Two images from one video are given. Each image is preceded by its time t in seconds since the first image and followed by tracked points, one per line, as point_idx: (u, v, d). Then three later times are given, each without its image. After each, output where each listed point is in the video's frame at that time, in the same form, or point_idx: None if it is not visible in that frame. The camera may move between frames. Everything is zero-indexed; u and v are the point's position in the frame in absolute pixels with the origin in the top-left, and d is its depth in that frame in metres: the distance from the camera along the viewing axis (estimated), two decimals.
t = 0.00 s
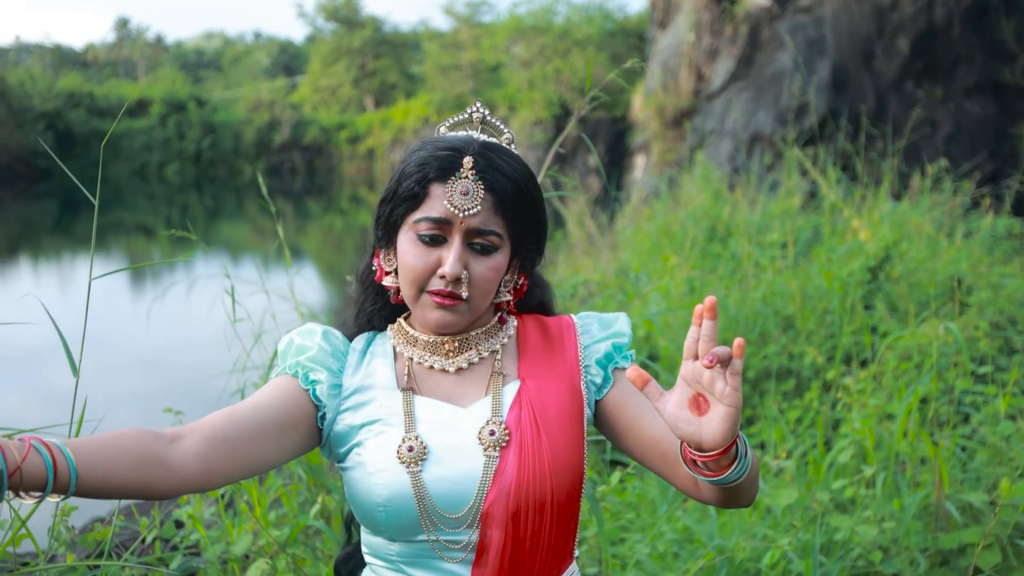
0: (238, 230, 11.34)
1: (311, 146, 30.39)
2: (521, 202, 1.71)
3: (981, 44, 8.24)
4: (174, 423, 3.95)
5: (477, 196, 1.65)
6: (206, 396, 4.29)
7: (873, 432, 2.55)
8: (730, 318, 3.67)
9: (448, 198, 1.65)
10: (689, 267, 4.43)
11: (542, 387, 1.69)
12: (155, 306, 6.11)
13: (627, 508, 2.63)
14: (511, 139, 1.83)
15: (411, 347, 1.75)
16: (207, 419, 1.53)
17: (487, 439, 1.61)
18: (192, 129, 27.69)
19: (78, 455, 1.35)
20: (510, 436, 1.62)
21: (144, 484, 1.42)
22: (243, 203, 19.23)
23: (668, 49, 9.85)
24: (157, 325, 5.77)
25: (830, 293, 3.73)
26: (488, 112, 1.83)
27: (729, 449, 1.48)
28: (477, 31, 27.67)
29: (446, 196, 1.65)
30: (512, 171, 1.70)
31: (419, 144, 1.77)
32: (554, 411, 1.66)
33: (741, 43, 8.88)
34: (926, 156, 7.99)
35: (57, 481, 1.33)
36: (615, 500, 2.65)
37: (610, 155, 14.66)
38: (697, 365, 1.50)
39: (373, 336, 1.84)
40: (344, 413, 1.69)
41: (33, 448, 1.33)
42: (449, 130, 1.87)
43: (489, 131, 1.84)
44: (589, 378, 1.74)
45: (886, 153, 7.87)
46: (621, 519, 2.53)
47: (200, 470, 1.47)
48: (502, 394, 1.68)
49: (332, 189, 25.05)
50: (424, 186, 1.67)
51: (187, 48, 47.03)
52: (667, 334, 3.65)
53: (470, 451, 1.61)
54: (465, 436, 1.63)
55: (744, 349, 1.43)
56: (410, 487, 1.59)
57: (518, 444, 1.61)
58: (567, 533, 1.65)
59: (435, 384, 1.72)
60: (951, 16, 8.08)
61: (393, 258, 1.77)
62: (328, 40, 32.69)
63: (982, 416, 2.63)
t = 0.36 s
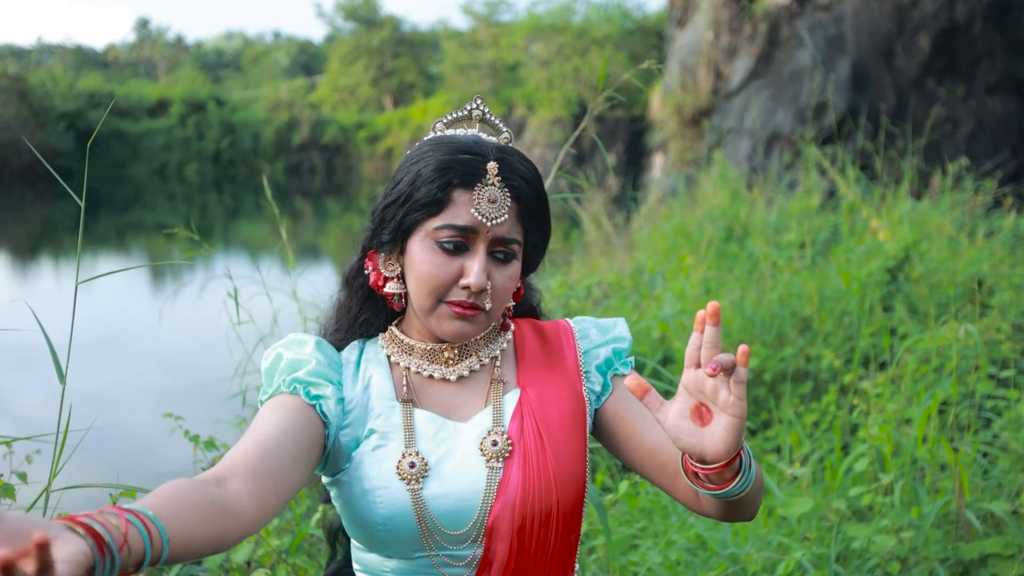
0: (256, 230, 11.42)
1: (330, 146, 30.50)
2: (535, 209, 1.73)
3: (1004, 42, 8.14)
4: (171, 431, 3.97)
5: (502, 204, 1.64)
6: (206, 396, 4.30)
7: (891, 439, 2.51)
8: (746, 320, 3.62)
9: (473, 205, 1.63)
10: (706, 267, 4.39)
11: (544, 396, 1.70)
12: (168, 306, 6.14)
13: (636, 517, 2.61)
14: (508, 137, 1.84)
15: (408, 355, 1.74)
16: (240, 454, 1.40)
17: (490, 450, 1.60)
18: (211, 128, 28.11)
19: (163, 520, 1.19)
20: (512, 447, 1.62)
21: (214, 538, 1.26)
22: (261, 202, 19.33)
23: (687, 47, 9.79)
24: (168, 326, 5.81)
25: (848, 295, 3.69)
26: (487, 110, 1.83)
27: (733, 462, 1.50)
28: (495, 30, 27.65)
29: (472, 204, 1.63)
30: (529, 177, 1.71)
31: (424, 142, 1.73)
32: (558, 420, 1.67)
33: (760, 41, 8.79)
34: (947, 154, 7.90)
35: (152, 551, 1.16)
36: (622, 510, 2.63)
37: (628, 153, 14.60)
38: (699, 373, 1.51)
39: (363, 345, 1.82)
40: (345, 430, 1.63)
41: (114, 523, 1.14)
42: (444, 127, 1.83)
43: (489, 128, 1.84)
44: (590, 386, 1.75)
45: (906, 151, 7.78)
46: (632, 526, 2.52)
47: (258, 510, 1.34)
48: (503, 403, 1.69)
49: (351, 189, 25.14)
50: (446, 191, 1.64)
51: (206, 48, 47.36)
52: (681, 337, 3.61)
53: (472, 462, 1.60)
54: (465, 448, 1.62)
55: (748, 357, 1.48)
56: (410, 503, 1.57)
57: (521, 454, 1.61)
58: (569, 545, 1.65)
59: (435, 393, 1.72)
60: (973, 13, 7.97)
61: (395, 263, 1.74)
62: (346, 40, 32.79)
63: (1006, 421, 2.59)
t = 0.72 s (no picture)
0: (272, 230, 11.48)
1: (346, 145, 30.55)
2: (543, 210, 1.74)
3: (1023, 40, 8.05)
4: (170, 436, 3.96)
5: (519, 207, 1.63)
6: (205, 399, 4.27)
7: (907, 444, 2.47)
8: (761, 320, 3.58)
9: (492, 209, 1.60)
10: (721, 267, 4.35)
11: (548, 403, 1.69)
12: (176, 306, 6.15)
13: (644, 527, 2.57)
14: (504, 132, 1.84)
15: (404, 366, 1.71)
16: (299, 478, 1.38)
17: (494, 462, 1.59)
18: (227, 128, 28.46)
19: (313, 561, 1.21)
20: (518, 457, 1.60)
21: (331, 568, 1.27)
22: (277, 202, 19.42)
23: (703, 46, 9.74)
24: (178, 326, 5.82)
25: (863, 296, 3.64)
26: (482, 104, 1.83)
27: (745, 464, 1.48)
28: (511, 30, 27.59)
29: (491, 208, 1.61)
30: (539, 176, 1.71)
31: (424, 141, 1.67)
32: (562, 428, 1.66)
33: (777, 40, 8.70)
34: (966, 154, 7.82)
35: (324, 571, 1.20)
36: (630, 518, 2.60)
37: (644, 153, 14.55)
38: (712, 371, 1.49)
39: (356, 349, 1.78)
40: (351, 442, 1.58)
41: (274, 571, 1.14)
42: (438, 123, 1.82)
43: (484, 124, 1.84)
44: (589, 391, 1.75)
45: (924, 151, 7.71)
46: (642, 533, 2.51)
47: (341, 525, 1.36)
48: (505, 412, 1.68)
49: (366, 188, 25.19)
50: (463, 193, 1.60)
51: (224, 48, 47.71)
52: (695, 338, 3.57)
53: (478, 474, 1.59)
54: (470, 460, 1.60)
55: (761, 354, 1.45)
56: (416, 518, 1.55)
57: (527, 464, 1.60)
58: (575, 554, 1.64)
59: (437, 402, 1.70)
60: (991, 12, 7.88)
61: (398, 268, 1.69)
62: (363, 40, 32.84)
63: None
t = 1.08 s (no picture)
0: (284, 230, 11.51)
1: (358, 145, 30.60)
2: (551, 200, 1.73)
3: None
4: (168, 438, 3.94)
5: (534, 199, 1.61)
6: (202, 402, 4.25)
7: (921, 447, 2.44)
8: (773, 320, 3.54)
9: (508, 202, 1.58)
10: (733, 268, 4.33)
11: (557, 398, 1.69)
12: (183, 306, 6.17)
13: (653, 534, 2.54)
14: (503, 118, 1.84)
15: (411, 364, 1.68)
16: (359, 470, 1.37)
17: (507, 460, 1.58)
18: (240, 128, 28.65)
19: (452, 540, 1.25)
20: (532, 455, 1.59)
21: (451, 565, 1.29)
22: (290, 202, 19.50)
23: (716, 46, 9.69)
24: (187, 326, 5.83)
25: (877, 296, 3.61)
26: (483, 91, 1.83)
27: (760, 458, 1.50)
28: (524, 30, 27.55)
29: (508, 201, 1.58)
30: (548, 167, 1.71)
31: (433, 131, 1.64)
32: (572, 423, 1.66)
33: (789, 40, 8.64)
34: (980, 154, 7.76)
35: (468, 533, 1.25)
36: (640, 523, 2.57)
37: (657, 153, 14.50)
38: (730, 361, 1.51)
39: (358, 343, 1.74)
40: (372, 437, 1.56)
41: (480, 521, 1.18)
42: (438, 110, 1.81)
43: (485, 110, 1.84)
44: (594, 385, 1.77)
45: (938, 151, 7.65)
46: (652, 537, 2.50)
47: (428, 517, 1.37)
48: (514, 408, 1.67)
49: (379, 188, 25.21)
50: (478, 186, 1.57)
51: (237, 49, 47.92)
52: (706, 339, 3.55)
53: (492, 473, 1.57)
54: (484, 459, 1.58)
55: (781, 346, 1.48)
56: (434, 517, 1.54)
57: (540, 460, 1.59)
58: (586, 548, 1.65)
59: (447, 399, 1.68)
60: (1005, 12, 7.82)
61: (405, 262, 1.66)
62: (375, 41, 32.88)
63: None
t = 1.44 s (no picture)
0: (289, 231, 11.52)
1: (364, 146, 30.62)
2: (553, 190, 1.73)
3: None
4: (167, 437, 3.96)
5: (541, 188, 1.61)
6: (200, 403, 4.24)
7: (930, 448, 2.42)
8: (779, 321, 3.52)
9: (515, 191, 1.57)
10: (739, 268, 4.31)
11: (559, 392, 1.71)
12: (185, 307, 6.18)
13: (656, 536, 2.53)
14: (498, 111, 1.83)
15: (416, 359, 1.67)
16: (402, 470, 1.35)
17: (516, 456, 1.57)
18: (246, 129, 28.72)
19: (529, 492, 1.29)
20: (540, 450, 1.60)
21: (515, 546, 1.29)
22: (296, 203, 19.54)
23: (723, 47, 9.66)
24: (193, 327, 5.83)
25: (884, 296, 3.59)
26: (478, 83, 1.82)
27: (759, 446, 1.47)
28: (530, 31, 27.54)
29: (516, 190, 1.58)
30: (551, 157, 1.70)
31: (435, 119, 1.62)
32: (574, 418, 1.69)
33: (796, 41, 8.59)
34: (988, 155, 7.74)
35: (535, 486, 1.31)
36: (644, 525, 2.53)
37: (663, 154, 14.47)
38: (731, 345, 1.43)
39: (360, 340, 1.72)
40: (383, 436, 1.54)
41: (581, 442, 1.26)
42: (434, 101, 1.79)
43: (481, 102, 1.83)
44: (592, 380, 1.80)
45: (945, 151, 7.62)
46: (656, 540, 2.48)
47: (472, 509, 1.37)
48: (517, 403, 1.67)
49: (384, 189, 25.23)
50: (486, 175, 1.56)
51: (243, 50, 48.03)
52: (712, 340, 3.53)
53: (500, 470, 1.56)
54: (492, 457, 1.57)
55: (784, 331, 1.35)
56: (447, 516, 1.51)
57: (546, 455, 1.60)
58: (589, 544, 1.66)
59: (453, 397, 1.67)
60: (1012, 12, 7.78)
61: (408, 255, 1.64)
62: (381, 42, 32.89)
63: None
